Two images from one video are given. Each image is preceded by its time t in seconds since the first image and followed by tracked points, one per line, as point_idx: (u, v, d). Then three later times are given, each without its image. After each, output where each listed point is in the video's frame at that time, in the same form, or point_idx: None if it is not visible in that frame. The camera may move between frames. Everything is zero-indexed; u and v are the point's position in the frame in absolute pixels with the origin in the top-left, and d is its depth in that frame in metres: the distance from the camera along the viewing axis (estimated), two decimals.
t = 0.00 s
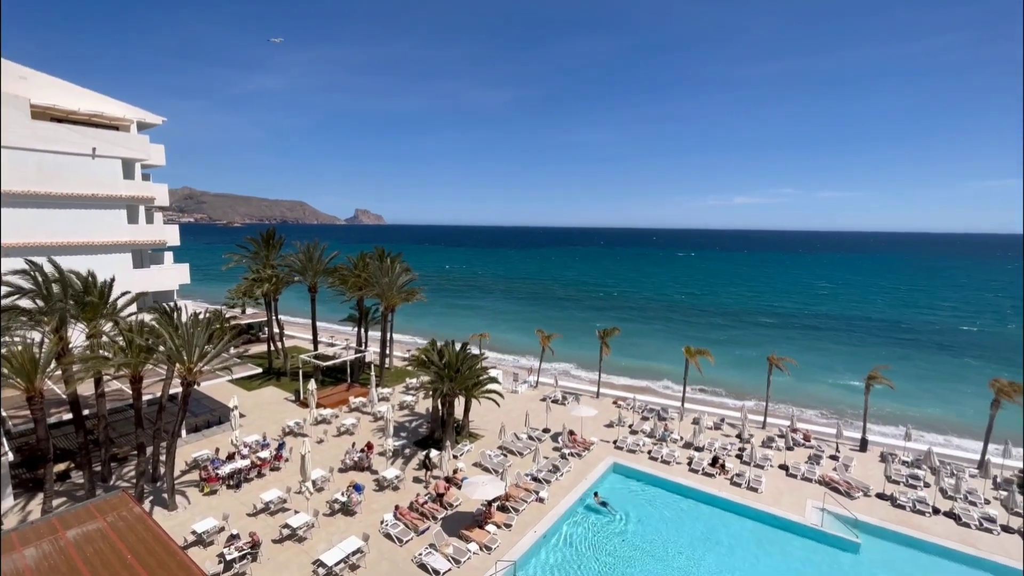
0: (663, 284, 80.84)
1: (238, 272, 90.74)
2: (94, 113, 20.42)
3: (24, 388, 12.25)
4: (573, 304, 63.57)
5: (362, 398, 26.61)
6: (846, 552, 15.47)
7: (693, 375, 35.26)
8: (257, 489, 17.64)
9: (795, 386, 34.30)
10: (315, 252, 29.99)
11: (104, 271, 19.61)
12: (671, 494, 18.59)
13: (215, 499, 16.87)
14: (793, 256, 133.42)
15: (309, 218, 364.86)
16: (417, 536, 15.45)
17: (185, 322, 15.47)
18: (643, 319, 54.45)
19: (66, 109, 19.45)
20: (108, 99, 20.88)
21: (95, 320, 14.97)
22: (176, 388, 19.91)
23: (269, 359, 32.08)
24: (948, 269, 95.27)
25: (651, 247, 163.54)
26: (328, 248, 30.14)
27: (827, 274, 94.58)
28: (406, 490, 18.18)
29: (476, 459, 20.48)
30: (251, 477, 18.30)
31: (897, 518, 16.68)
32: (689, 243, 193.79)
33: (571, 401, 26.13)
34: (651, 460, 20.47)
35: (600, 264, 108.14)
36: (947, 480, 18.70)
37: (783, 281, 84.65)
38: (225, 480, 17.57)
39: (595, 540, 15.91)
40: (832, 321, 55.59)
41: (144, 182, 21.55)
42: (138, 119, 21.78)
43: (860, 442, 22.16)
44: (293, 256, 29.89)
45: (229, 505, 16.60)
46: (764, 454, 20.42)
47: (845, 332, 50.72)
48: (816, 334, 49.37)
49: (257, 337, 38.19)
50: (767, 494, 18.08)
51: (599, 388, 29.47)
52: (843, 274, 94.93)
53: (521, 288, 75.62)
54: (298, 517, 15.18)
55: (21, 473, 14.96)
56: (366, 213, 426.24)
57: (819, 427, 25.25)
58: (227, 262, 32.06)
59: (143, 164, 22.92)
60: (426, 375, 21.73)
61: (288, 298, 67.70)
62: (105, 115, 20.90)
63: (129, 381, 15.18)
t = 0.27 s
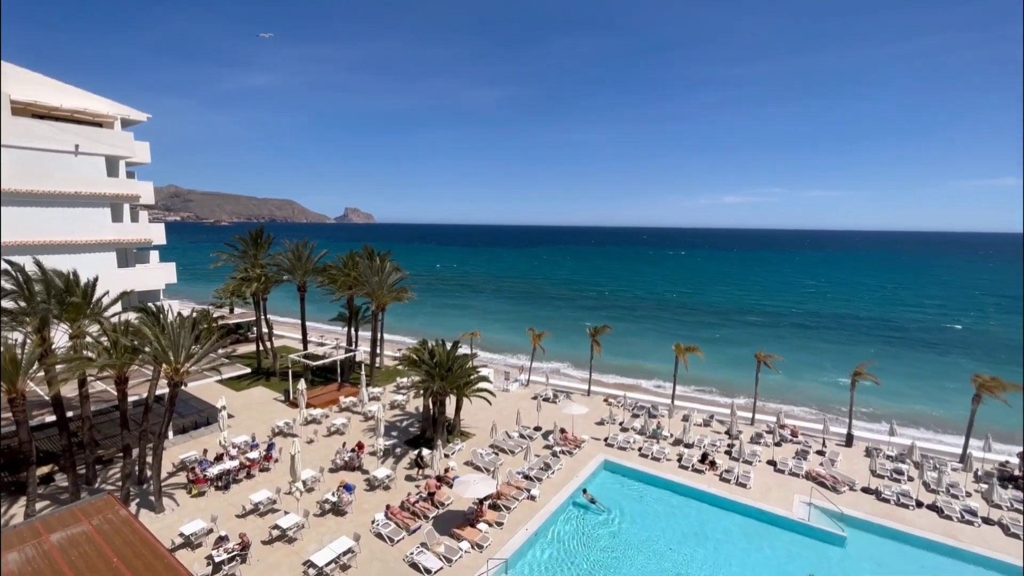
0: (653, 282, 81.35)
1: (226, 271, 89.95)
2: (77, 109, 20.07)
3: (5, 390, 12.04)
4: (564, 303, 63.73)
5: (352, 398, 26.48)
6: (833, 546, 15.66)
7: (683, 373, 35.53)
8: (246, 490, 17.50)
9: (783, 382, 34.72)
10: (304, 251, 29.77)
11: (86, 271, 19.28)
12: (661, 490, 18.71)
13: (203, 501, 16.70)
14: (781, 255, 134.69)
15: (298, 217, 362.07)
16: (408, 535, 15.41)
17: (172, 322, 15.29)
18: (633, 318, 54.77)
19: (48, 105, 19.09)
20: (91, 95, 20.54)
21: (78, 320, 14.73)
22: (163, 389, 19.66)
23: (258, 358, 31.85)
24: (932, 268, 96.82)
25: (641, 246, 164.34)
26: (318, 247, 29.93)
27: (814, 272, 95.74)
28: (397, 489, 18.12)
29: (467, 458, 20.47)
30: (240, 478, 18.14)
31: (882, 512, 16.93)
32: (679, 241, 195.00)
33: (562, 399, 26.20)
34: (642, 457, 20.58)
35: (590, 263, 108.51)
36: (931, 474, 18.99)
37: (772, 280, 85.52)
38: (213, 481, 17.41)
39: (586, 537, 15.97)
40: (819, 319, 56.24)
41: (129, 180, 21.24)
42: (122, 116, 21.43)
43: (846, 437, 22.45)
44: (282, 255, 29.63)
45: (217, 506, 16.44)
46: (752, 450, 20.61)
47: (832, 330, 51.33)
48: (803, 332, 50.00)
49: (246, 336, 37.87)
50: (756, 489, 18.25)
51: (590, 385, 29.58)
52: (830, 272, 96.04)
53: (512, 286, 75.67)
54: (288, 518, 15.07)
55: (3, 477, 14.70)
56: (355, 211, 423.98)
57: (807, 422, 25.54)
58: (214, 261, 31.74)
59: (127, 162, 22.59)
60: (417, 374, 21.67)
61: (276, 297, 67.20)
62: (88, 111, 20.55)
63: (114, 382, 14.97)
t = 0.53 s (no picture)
0: (643, 281, 81.80)
1: (213, 271, 89.05)
2: (59, 106, 19.71)
3: None
4: (554, 302, 63.82)
5: (342, 398, 26.33)
6: (820, 541, 15.84)
7: (673, 370, 35.78)
8: (235, 492, 17.34)
9: (771, 379, 35.09)
10: (293, 250, 29.50)
11: (68, 270, 18.83)
12: (652, 487, 18.81)
13: (190, 503, 16.52)
14: (769, 253, 135.88)
15: (287, 216, 359.10)
16: (399, 535, 15.36)
17: (157, 322, 15.09)
18: (623, 316, 55.03)
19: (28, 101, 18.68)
20: (74, 91, 20.18)
21: (61, 321, 14.49)
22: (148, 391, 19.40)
23: (246, 359, 31.59)
24: (917, 266, 98.37)
25: (631, 244, 165.06)
26: (306, 246, 29.68)
27: (802, 271, 96.81)
28: (388, 489, 18.05)
29: (458, 457, 20.44)
30: (228, 479, 17.97)
31: (868, 506, 17.16)
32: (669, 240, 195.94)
33: (553, 398, 26.23)
34: (632, 454, 20.68)
35: (581, 262, 108.84)
36: (914, 468, 19.30)
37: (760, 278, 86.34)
38: (201, 483, 17.22)
39: (577, 535, 16.01)
40: (806, 317, 56.87)
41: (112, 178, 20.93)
42: (106, 113, 21.10)
43: (832, 433, 22.72)
44: (270, 254, 29.33)
45: (205, 509, 16.27)
46: (741, 446, 20.79)
47: (820, 327, 51.93)
48: (791, 330, 50.55)
49: (234, 337, 37.52)
50: (744, 485, 18.43)
51: (581, 384, 29.65)
52: (817, 270, 97.15)
53: (503, 286, 75.64)
54: (277, 519, 14.94)
55: None
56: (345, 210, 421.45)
57: (794, 419, 25.83)
58: (201, 260, 31.40)
59: (110, 159, 22.24)
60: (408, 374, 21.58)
61: (264, 297, 66.53)
62: (71, 108, 20.21)
63: (98, 383, 14.76)
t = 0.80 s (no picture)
0: (633, 280, 82.24)
1: (200, 271, 88.16)
2: (39, 102, 19.35)
3: None
4: (544, 301, 63.93)
5: (332, 398, 26.17)
6: (807, 535, 16.02)
7: (663, 368, 36.00)
8: (223, 494, 17.18)
9: (758, 376, 35.45)
10: (282, 249, 29.22)
11: (51, 270, 18.09)
12: (642, 484, 18.92)
13: (177, 506, 16.32)
14: (758, 252, 137.13)
15: (275, 215, 356.21)
16: (390, 535, 15.31)
17: (143, 322, 14.91)
18: (614, 315, 55.27)
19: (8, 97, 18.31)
20: (54, 87, 19.83)
21: (42, 322, 14.26)
22: (133, 392, 19.14)
23: (234, 359, 31.29)
24: (901, 265, 99.83)
25: (622, 244, 165.75)
26: (295, 245, 29.42)
27: (789, 269, 97.86)
28: (379, 489, 17.98)
29: (449, 456, 20.41)
30: (216, 481, 17.79)
31: (853, 500, 17.39)
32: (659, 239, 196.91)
33: (544, 396, 26.26)
34: (623, 452, 20.78)
35: (571, 260, 109.16)
36: (898, 463, 19.59)
37: (748, 277, 87.08)
38: (188, 486, 17.03)
39: (568, 533, 16.06)
40: (794, 314, 57.46)
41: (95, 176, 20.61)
42: (88, 109, 20.77)
43: (819, 429, 22.98)
44: (258, 254, 29.00)
45: (193, 511, 16.10)
46: (730, 443, 20.96)
47: (807, 325, 52.50)
48: (779, 327, 51.08)
49: (222, 337, 37.12)
50: (733, 481, 18.59)
51: (572, 382, 29.73)
52: (804, 269, 98.22)
53: (493, 285, 75.57)
54: (266, 521, 14.81)
55: None
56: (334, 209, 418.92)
57: (781, 415, 26.11)
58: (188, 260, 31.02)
59: (93, 157, 21.86)
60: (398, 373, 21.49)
61: (252, 296, 65.88)
62: (51, 104, 19.82)
63: (82, 385, 14.56)
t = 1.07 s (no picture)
0: (623, 279, 82.63)
1: (187, 270, 87.18)
2: (20, 98, 18.98)
3: None
4: (535, 300, 63.99)
5: (322, 398, 25.99)
6: (794, 530, 16.19)
7: (653, 366, 36.22)
8: (211, 496, 17.01)
9: (747, 374, 35.79)
10: (270, 249, 28.94)
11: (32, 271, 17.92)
12: (632, 482, 19.02)
13: (164, 509, 16.13)
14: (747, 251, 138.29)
15: (264, 214, 353.30)
16: (381, 535, 15.25)
17: (128, 323, 14.71)
18: (604, 314, 55.50)
19: None
20: (35, 84, 19.48)
21: (24, 323, 14.01)
22: (118, 394, 18.87)
23: (222, 360, 30.98)
24: (888, 264, 101.21)
25: (612, 243, 166.33)
26: (284, 244, 29.16)
27: (777, 268, 98.87)
28: (370, 490, 17.89)
29: (441, 456, 20.37)
30: (203, 484, 17.61)
31: (840, 495, 17.60)
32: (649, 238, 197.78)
33: (535, 395, 26.28)
34: (613, 450, 20.86)
35: (562, 260, 109.39)
36: (883, 458, 19.86)
37: (738, 276, 87.74)
38: (175, 488, 16.84)
39: (559, 531, 16.09)
40: (782, 313, 58.09)
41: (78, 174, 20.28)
42: (71, 106, 20.45)
43: (806, 425, 23.22)
44: (245, 253, 28.70)
45: (180, 514, 15.92)
46: (719, 440, 21.12)
47: (796, 323, 53.01)
48: (767, 325, 51.60)
49: (210, 337, 36.74)
50: (722, 478, 18.75)
51: (563, 381, 29.78)
52: (793, 268, 99.19)
53: (484, 284, 75.50)
54: (255, 523, 14.68)
55: None
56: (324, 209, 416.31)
57: (770, 412, 26.34)
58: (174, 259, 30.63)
59: (76, 155, 21.53)
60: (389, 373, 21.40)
61: (240, 296, 65.28)
62: (33, 100, 19.47)
63: (65, 388, 14.32)
